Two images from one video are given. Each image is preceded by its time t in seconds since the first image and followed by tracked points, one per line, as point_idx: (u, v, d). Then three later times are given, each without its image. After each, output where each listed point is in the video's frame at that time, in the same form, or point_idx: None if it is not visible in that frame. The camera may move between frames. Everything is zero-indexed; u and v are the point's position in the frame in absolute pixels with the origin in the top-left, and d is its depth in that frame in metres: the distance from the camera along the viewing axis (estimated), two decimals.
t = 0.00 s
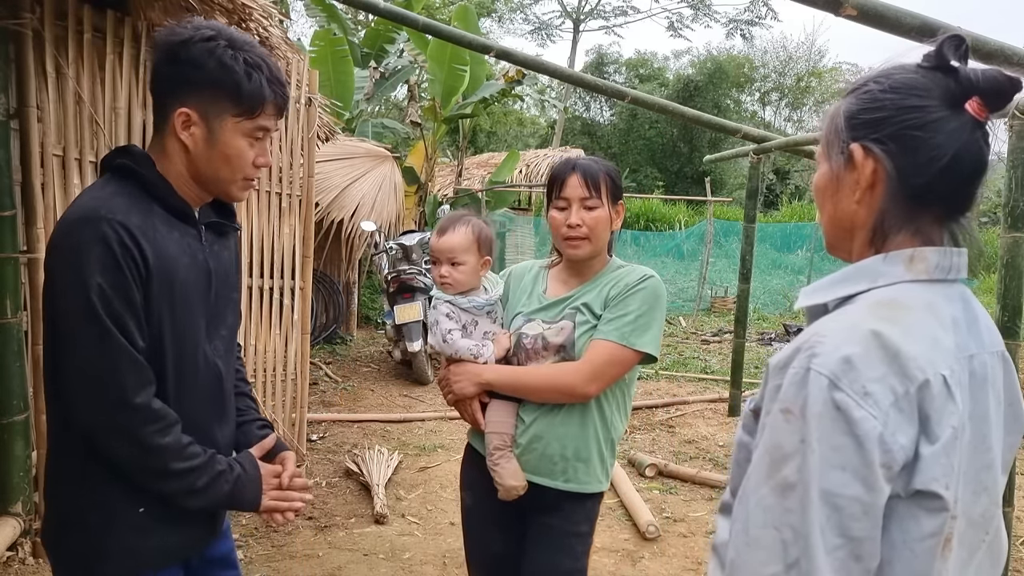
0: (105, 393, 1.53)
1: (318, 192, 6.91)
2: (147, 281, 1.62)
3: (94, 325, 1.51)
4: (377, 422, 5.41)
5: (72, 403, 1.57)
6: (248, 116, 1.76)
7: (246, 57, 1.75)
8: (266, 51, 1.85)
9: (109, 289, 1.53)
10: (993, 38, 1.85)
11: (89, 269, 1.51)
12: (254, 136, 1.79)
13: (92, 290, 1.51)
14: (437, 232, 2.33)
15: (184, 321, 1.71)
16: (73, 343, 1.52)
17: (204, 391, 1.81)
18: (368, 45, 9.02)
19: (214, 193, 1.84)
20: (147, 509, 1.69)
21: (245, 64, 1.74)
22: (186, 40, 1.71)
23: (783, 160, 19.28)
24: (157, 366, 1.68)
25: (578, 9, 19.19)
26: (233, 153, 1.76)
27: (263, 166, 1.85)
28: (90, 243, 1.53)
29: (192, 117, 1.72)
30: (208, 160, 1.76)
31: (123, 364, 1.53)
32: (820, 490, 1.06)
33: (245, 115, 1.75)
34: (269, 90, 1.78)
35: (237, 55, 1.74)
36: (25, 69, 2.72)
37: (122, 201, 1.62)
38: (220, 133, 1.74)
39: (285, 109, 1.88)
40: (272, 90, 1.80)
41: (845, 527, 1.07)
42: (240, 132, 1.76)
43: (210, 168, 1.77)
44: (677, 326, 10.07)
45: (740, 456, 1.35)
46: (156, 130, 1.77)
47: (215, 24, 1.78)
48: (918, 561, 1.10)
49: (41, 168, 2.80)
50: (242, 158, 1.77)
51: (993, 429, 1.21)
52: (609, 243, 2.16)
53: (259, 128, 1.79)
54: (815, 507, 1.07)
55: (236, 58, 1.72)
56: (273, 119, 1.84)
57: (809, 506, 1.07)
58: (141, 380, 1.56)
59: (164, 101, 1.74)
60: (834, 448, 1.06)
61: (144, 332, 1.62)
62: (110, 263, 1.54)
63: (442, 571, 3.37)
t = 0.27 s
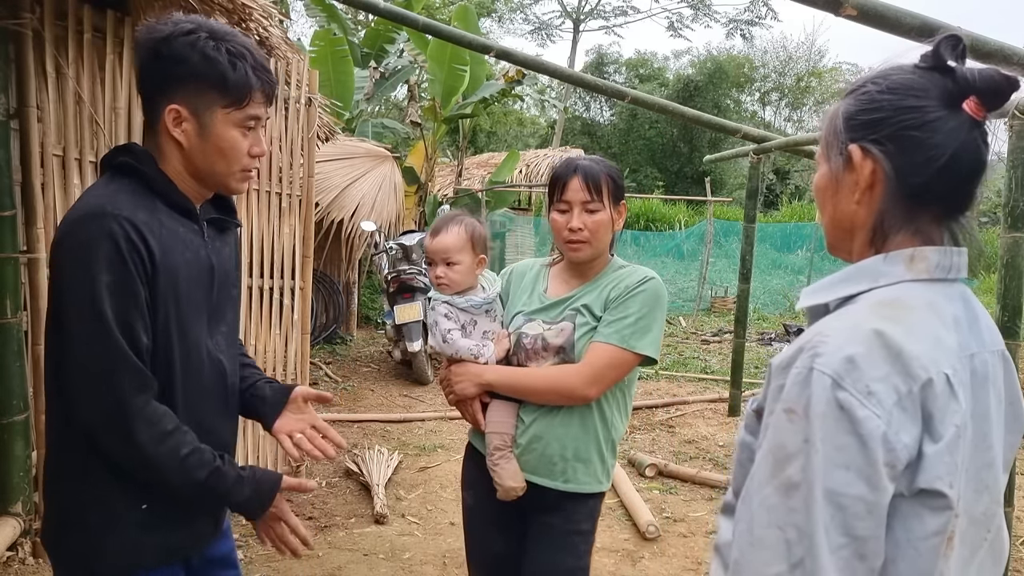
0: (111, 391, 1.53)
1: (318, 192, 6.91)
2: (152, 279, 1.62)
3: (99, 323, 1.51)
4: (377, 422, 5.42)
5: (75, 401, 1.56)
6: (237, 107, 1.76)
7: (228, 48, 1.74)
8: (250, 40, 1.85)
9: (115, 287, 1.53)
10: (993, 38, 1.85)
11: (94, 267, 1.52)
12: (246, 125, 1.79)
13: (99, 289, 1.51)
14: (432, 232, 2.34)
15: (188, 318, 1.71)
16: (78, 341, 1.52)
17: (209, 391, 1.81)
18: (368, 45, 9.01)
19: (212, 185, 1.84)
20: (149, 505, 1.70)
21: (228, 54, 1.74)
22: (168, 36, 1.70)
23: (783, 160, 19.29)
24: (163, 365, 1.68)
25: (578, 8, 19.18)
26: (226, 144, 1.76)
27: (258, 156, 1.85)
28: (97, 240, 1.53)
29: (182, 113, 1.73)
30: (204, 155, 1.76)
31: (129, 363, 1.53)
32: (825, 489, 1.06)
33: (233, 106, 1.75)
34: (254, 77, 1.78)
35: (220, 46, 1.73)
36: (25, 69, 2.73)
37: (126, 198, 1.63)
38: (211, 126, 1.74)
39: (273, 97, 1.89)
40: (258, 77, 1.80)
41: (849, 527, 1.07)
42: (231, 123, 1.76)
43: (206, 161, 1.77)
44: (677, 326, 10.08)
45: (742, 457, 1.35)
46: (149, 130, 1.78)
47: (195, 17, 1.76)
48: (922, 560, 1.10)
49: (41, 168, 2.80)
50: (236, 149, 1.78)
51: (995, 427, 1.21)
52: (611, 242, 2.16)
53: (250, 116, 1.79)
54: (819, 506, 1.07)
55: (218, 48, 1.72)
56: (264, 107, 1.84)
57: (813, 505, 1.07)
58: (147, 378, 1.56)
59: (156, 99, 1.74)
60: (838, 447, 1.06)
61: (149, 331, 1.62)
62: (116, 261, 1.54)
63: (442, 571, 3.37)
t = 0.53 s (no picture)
0: (113, 391, 1.53)
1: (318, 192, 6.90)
2: (152, 279, 1.62)
3: (101, 323, 1.51)
4: (377, 422, 5.41)
5: (77, 402, 1.56)
6: (231, 101, 1.77)
7: (221, 42, 1.75)
8: (240, 33, 1.85)
9: (115, 287, 1.53)
10: (993, 38, 1.85)
11: (95, 267, 1.52)
12: (241, 119, 1.80)
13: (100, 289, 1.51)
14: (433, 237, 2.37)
15: (190, 316, 1.71)
16: (79, 341, 1.52)
17: (214, 391, 1.81)
18: (368, 45, 9.01)
19: (211, 182, 1.84)
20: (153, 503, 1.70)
21: (220, 48, 1.75)
22: (159, 33, 1.70)
23: (783, 160, 19.29)
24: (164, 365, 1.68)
25: (578, 9, 19.17)
26: (223, 139, 1.77)
27: (254, 150, 1.86)
28: (97, 240, 1.53)
29: (178, 110, 1.72)
30: (203, 152, 1.76)
31: (131, 363, 1.53)
32: (830, 488, 1.06)
33: (228, 100, 1.76)
34: (247, 71, 1.79)
35: (212, 41, 1.73)
36: (25, 69, 2.73)
37: (125, 199, 1.62)
38: (208, 122, 1.74)
39: (265, 89, 1.89)
40: (251, 71, 1.81)
41: (855, 526, 1.07)
42: (227, 117, 1.77)
43: (204, 158, 1.77)
44: (677, 326, 10.08)
45: (746, 456, 1.35)
46: (144, 129, 1.77)
47: (185, 14, 1.77)
48: (927, 559, 1.10)
49: (41, 168, 2.80)
50: (233, 143, 1.78)
51: (997, 427, 1.21)
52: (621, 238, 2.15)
53: (245, 110, 1.80)
54: (825, 506, 1.06)
55: (212, 44, 1.73)
56: (257, 100, 1.85)
57: (818, 504, 1.07)
58: (149, 378, 1.56)
59: (151, 97, 1.73)
60: (843, 446, 1.06)
61: (150, 331, 1.62)
62: (116, 261, 1.54)
63: (442, 571, 3.37)
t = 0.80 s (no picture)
0: (115, 390, 1.53)
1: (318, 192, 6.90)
2: (153, 279, 1.62)
3: (102, 323, 1.51)
4: (377, 422, 5.41)
5: (78, 401, 1.56)
6: (233, 98, 1.77)
7: (221, 40, 1.75)
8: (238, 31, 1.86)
9: (115, 287, 1.53)
10: (994, 38, 1.85)
11: (96, 267, 1.52)
12: (243, 117, 1.81)
13: (101, 289, 1.51)
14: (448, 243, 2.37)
15: (190, 316, 1.72)
16: (80, 340, 1.52)
17: (216, 392, 1.82)
18: (368, 45, 9.01)
19: (212, 180, 1.84)
20: (156, 503, 1.70)
21: (221, 46, 1.75)
22: (159, 31, 1.70)
23: (783, 160, 19.29)
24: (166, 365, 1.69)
25: (578, 9, 19.16)
26: (226, 136, 1.77)
27: (255, 147, 1.87)
28: (96, 242, 1.53)
29: (180, 108, 1.73)
30: (204, 150, 1.76)
31: (132, 363, 1.53)
32: (834, 485, 1.06)
33: (229, 98, 1.76)
34: (247, 68, 1.80)
35: (212, 38, 1.74)
36: (25, 69, 2.73)
37: (125, 200, 1.63)
38: (209, 119, 1.74)
39: (264, 87, 1.90)
40: (251, 68, 1.82)
41: (860, 523, 1.06)
42: (229, 115, 1.77)
43: (206, 156, 1.77)
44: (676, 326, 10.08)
45: (749, 455, 1.35)
46: (143, 128, 1.77)
47: (184, 13, 1.77)
48: (932, 557, 1.10)
49: (41, 168, 2.80)
50: (235, 141, 1.79)
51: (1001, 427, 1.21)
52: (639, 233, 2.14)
53: (246, 108, 1.81)
54: (829, 504, 1.07)
55: (213, 44, 1.73)
56: (257, 98, 1.85)
57: (823, 502, 1.07)
58: (151, 378, 1.56)
59: (152, 96, 1.73)
60: (848, 444, 1.06)
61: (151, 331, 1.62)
62: (116, 261, 1.54)
63: (442, 571, 3.37)
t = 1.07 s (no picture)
0: (116, 389, 1.53)
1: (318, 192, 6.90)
2: (154, 278, 1.62)
3: (104, 322, 1.51)
4: (377, 422, 5.41)
5: (79, 399, 1.56)
6: (234, 96, 1.77)
7: (221, 39, 1.76)
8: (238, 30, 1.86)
9: (118, 288, 1.53)
10: (994, 38, 1.85)
11: (98, 266, 1.52)
12: (244, 115, 1.81)
13: (102, 289, 1.51)
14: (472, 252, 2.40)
15: (190, 318, 1.71)
16: (82, 339, 1.52)
17: (218, 392, 1.82)
18: (368, 45, 9.01)
19: (213, 179, 1.84)
20: (157, 504, 1.70)
21: (222, 44, 1.75)
22: (159, 30, 1.70)
23: (783, 160, 19.29)
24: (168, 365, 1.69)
25: (579, 8, 19.15)
26: (227, 134, 1.77)
27: (255, 147, 1.87)
28: (97, 244, 1.53)
29: (182, 106, 1.73)
30: (206, 147, 1.76)
31: (134, 363, 1.53)
32: (836, 480, 1.06)
33: (230, 96, 1.76)
34: (248, 67, 1.80)
35: (212, 37, 1.74)
36: (25, 69, 2.73)
37: (126, 201, 1.63)
38: (211, 117, 1.74)
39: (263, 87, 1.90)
40: (251, 67, 1.82)
41: (861, 518, 1.06)
42: (230, 113, 1.77)
43: (207, 154, 1.77)
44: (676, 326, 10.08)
45: (751, 452, 1.35)
46: (144, 127, 1.77)
47: (185, 13, 1.77)
48: (935, 552, 1.10)
49: (41, 168, 2.80)
50: (236, 139, 1.79)
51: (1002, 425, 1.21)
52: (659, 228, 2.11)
53: (246, 106, 1.81)
54: (831, 499, 1.07)
55: (215, 43, 1.73)
56: (257, 97, 1.85)
57: (825, 498, 1.07)
58: (154, 378, 1.56)
59: (152, 94, 1.73)
60: (849, 438, 1.06)
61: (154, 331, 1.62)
62: (119, 261, 1.54)
63: (442, 571, 3.37)
